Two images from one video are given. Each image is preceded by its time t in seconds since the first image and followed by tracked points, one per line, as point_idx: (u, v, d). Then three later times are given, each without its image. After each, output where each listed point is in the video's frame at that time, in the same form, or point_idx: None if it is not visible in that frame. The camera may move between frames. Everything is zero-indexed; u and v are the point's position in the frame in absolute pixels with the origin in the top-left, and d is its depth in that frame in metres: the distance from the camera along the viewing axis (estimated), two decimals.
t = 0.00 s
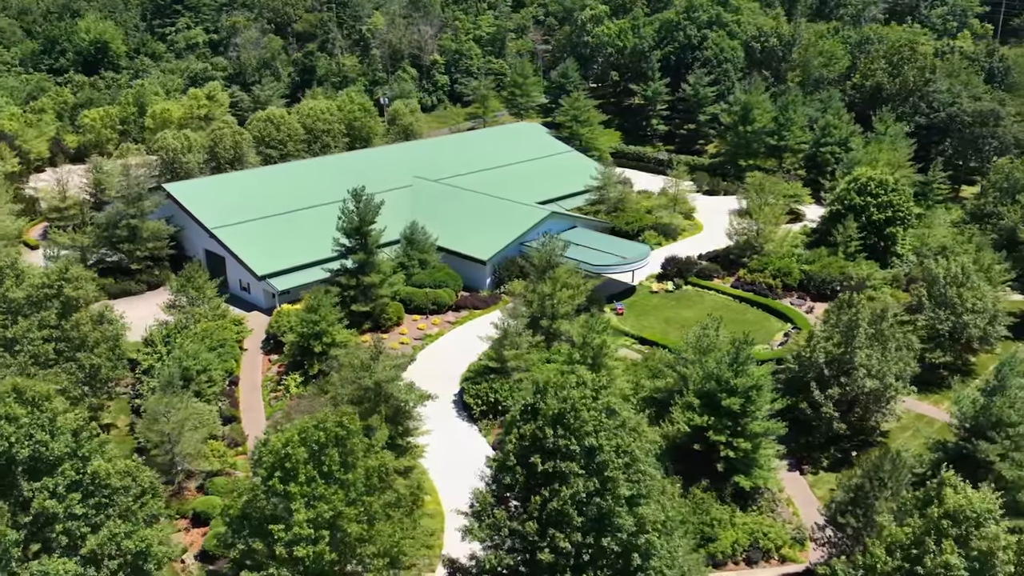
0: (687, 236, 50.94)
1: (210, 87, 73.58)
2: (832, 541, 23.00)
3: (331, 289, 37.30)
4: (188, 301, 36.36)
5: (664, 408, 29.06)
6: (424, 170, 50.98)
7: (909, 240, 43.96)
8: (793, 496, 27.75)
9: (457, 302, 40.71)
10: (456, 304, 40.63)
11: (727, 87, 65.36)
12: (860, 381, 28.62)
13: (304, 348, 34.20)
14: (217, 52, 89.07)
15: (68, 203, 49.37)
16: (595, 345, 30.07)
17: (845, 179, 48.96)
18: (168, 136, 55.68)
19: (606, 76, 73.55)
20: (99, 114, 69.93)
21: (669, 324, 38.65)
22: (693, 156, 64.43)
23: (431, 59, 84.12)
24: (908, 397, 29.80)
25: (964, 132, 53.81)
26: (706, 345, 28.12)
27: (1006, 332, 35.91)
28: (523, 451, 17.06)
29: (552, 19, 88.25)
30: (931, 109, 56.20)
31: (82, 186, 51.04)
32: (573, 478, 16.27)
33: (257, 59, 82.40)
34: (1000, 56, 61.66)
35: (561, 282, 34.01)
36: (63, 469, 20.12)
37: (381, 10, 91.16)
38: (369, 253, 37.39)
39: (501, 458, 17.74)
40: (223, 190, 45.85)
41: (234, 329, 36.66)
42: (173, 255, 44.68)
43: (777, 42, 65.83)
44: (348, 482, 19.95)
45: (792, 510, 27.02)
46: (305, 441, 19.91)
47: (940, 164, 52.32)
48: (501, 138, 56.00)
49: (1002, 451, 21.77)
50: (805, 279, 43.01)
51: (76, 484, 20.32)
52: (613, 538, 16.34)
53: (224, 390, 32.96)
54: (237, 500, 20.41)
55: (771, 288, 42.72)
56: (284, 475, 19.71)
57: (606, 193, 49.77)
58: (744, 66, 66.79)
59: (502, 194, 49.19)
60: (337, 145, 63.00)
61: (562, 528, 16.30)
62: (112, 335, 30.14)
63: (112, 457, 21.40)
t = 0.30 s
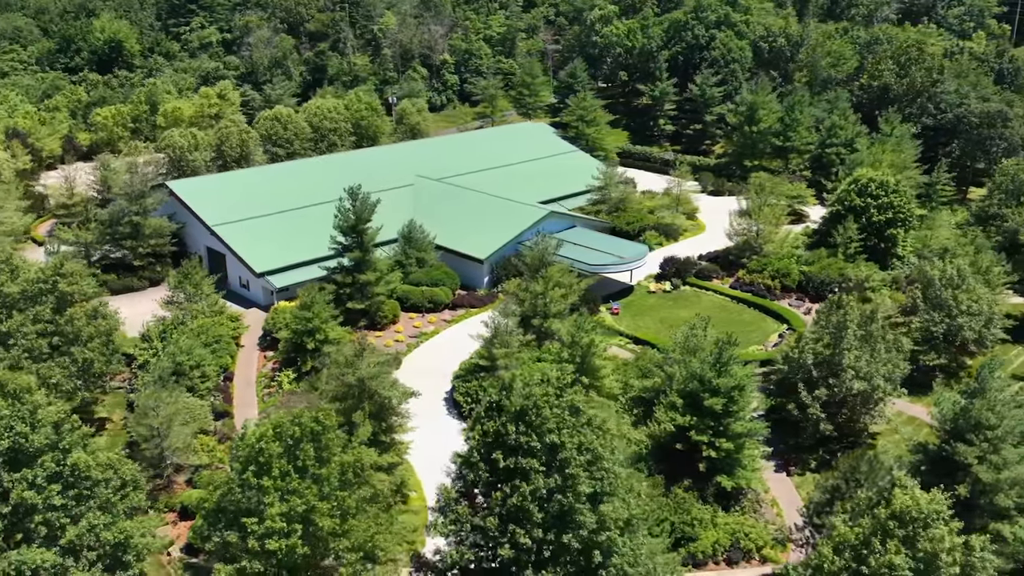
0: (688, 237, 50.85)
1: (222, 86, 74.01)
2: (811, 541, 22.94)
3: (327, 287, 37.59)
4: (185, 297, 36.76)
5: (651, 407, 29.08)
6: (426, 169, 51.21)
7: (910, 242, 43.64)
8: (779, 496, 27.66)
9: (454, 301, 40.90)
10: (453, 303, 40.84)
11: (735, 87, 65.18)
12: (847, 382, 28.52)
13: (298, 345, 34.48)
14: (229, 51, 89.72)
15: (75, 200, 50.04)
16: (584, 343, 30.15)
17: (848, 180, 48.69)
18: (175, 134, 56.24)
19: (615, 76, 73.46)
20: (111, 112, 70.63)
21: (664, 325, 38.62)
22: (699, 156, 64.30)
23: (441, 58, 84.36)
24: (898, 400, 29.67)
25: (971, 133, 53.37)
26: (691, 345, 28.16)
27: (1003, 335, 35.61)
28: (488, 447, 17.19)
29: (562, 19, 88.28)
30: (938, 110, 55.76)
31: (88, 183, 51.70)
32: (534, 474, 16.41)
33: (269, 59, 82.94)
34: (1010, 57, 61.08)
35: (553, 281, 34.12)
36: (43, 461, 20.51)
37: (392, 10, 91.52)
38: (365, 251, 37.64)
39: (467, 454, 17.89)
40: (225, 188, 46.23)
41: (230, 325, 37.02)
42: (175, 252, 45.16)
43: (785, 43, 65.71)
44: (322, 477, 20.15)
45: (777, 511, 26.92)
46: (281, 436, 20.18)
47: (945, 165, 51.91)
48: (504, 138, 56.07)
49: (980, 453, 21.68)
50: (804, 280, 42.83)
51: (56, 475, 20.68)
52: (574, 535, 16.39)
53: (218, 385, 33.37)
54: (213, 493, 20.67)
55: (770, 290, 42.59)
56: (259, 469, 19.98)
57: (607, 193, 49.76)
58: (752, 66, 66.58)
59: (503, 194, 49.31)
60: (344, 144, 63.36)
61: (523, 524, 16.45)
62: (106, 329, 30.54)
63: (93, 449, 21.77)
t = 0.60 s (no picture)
0: (691, 237, 50.74)
1: (233, 85, 74.45)
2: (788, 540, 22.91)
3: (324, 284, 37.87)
4: (183, 293, 37.15)
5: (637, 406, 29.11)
6: (429, 168, 51.43)
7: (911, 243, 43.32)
8: (763, 497, 27.61)
9: (450, 299, 41.06)
10: (449, 301, 41.01)
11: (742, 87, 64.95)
12: (835, 383, 28.41)
13: (292, 341, 34.78)
14: (243, 50, 90.46)
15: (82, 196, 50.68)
16: (573, 343, 30.20)
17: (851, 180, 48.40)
18: (183, 132, 56.79)
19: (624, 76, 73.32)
20: (123, 110, 71.37)
21: (659, 324, 38.58)
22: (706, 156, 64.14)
23: (451, 58, 84.58)
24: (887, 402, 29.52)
25: (979, 135, 52.85)
26: (677, 345, 28.13)
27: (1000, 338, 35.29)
28: (453, 444, 17.31)
29: (573, 19, 88.27)
30: (947, 110, 55.25)
31: (96, 180, 52.35)
32: (495, 470, 16.54)
33: (281, 58, 83.55)
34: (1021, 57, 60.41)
35: (545, 280, 34.20)
36: (24, 453, 20.94)
37: (404, 9, 91.88)
38: (361, 248, 37.88)
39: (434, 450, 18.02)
40: (229, 185, 46.64)
41: (227, 321, 37.39)
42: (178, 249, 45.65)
43: (794, 43, 65.47)
44: (297, 471, 20.35)
45: (761, 511, 26.86)
46: (257, 430, 20.43)
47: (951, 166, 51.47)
48: (509, 138, 56.17)
49: (957, 455, 21.57)
50: (803, 281, 42.64)
51: (38, 467, 21.06)
52: (535, 531, 16.54)
53: (212, 380, 33.80)
54: (190, 486, 20.94)
55: (768, 291, 42.44)
56: (234, 463, 20.24)
57: (609, 193, 49.76)
58: (761, 66, 66.36)
59: (505, 193, 49.46)
60: (351, 143, 63.72)
61: (484, 519, 16.59)
62: (100, 324, 30.93)
63: (76, 441, 22.12)
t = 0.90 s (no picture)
0: (693, 238, 50.61)
1: (245, 84, 74.96)
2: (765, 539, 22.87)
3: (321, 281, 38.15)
4: (182, 289, 37.52)
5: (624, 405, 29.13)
6: (433, 167, 51.59)
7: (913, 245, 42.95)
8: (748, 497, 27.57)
9: (448, 298, 41.26)
10: (447, 299, 41.23)
11: (750, 87, 64.73)
12: (823, 386, 28.23)
13: (287, 338, 35.08)
14: (256, 49, 91.14)
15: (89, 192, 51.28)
16: (561, 342, 30.26)
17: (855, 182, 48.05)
18: (191, 130, 57.33)
19: (633, 75, 73.19)
20: (135, 108, 72.11)
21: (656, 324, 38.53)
22: (713, 157, 63.94)
23: (462, 58, 84.76)
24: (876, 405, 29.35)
25: (987, 136, 52.30)
26: (663, 344, 28.10)
27: (998, 341, 34.94)
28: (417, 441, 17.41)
29: (585, 18, 88.24)
30: (955, 112, 54.74)
31: (104, 177, 52.94)
32: (458, 466, 16.66)
33: (294, 57, 84.12)
34: None
35: (539, 279, 34.31)
36: (7, 443, 21.24)
37: (416, 9, 92.18)
38: (358, 246, 38.10)
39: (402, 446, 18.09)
40: (233, 183, 47.04)
41: (225, 318, 37.77)
42: (181, 245, 46.15)
43: (803, 44, 65.15)
44: (273, 465, 20.53)
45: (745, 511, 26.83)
46: (235, 424, 20.68)
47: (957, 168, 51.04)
48: (513, 138, 56.25)
49: (934, 458, 21.50)
50: (802, 283, 42.44)
51: (21, 458, 21.36)
52: (497, 528, 16.65)
53: (207, 374, 34.30)
54: (168, 479, 21.18)
55: (767, 292, 42.29)
56: (211, 456, 20.50)
57: (611, 193, 49.70)
58: (770, 66, 66.13)
59: (508, 192, 49.55)
60: (358, 142, 64.02)
61: (446, 514, 16.72)
62: (96, 319, 31.31)
63: (59, 433, 22.42)
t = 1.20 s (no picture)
0: (695, 238, 50.49)
1: (257, 83, 75.48)
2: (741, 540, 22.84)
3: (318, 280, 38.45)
4: (181, 285, 37.94)
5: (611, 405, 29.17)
6: (436, 166, 51.79)
7: (914, 247, 42.61)
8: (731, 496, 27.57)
9: (445, 297, 41.48)
10: (444, 298, 41.46)
11: (758, 88, 64.47)
12: (809, 388, 28.10)
13: (283, 335, 35.41)
14: (270, 49, 91.79)
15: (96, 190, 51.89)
16: (550, 341, 30.36)
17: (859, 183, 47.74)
18: (199, 129, 57.90)
19: (642, 75, 73.06)
20: (147, 107, 72.89)
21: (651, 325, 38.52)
22: (719, 158, 63.75)
23: (473, 58, 84.92)
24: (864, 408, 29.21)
25: (995, 138, 51.78)
26: (649, 344, 28.11)
27: (995, 345, 34.64)
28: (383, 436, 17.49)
29: (596, 18, 88.16)
30: (963, 113, 54.23)
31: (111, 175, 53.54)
32: (422, 462, 16.73)
33: (306, 56, 84.68)
34: None
35: (531, 279, 34.39)
36: None
37: (428, 9, 92.48)
38: (354, 245, 38.36)
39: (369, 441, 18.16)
40: (237, 181, 47.46)
41: (223, 314, 38.16)
42: (184, 243, 46.64)
43: (812, 44, 64.81)
44: (250, 459, 20.79)
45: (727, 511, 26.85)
46: (213, 420, 20.94)
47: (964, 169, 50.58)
48: (517, 138, 56.35)
49: (911, 460, 21.41)
50: (801, 284, 42.25)
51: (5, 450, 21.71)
52: (460, 524, 16.79)
53: (203, 369, 34.76)
54: (148, 472, 21.48)
55: (765, 293, 42.17)
56: (189, 451, 20.78)
57: (613, 193, 49.67)
58: (778, 66, 65.90)
59: (510, 191, 49.64)
60: (365, 141, 64.28)
61: (408, 508, 16.77)
62: (93, 315, 31.74)
63: (45, 426, 22.77)
